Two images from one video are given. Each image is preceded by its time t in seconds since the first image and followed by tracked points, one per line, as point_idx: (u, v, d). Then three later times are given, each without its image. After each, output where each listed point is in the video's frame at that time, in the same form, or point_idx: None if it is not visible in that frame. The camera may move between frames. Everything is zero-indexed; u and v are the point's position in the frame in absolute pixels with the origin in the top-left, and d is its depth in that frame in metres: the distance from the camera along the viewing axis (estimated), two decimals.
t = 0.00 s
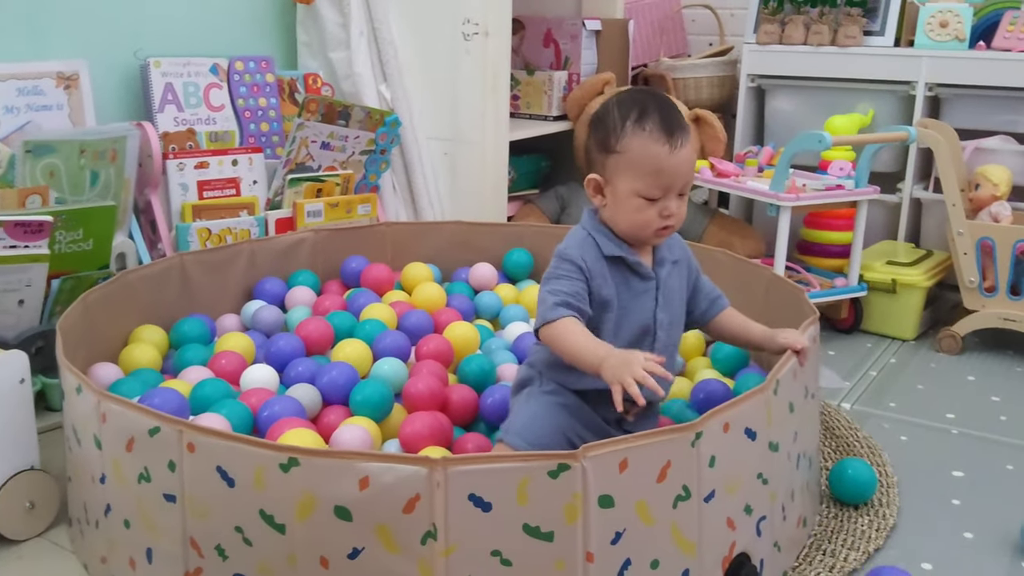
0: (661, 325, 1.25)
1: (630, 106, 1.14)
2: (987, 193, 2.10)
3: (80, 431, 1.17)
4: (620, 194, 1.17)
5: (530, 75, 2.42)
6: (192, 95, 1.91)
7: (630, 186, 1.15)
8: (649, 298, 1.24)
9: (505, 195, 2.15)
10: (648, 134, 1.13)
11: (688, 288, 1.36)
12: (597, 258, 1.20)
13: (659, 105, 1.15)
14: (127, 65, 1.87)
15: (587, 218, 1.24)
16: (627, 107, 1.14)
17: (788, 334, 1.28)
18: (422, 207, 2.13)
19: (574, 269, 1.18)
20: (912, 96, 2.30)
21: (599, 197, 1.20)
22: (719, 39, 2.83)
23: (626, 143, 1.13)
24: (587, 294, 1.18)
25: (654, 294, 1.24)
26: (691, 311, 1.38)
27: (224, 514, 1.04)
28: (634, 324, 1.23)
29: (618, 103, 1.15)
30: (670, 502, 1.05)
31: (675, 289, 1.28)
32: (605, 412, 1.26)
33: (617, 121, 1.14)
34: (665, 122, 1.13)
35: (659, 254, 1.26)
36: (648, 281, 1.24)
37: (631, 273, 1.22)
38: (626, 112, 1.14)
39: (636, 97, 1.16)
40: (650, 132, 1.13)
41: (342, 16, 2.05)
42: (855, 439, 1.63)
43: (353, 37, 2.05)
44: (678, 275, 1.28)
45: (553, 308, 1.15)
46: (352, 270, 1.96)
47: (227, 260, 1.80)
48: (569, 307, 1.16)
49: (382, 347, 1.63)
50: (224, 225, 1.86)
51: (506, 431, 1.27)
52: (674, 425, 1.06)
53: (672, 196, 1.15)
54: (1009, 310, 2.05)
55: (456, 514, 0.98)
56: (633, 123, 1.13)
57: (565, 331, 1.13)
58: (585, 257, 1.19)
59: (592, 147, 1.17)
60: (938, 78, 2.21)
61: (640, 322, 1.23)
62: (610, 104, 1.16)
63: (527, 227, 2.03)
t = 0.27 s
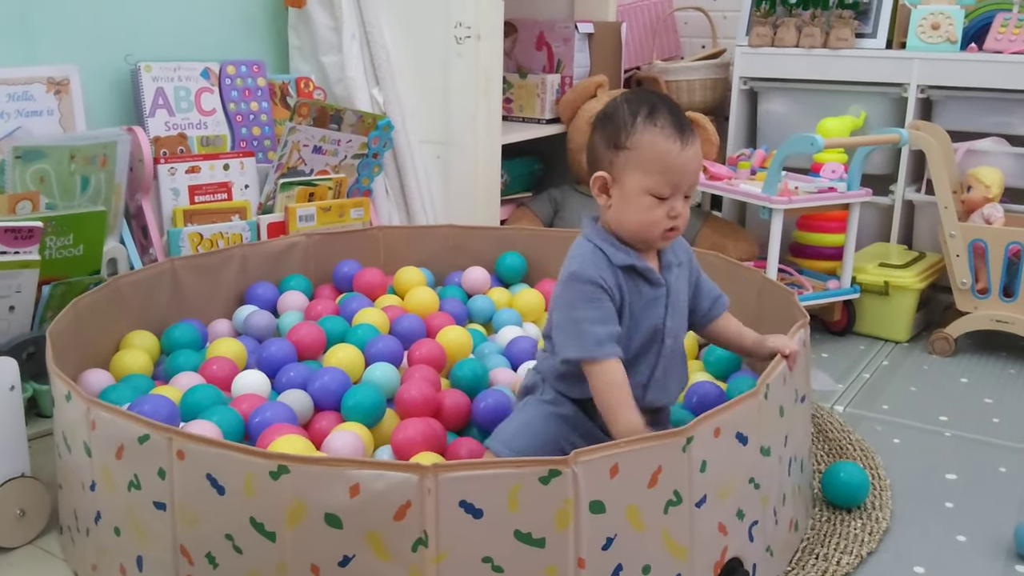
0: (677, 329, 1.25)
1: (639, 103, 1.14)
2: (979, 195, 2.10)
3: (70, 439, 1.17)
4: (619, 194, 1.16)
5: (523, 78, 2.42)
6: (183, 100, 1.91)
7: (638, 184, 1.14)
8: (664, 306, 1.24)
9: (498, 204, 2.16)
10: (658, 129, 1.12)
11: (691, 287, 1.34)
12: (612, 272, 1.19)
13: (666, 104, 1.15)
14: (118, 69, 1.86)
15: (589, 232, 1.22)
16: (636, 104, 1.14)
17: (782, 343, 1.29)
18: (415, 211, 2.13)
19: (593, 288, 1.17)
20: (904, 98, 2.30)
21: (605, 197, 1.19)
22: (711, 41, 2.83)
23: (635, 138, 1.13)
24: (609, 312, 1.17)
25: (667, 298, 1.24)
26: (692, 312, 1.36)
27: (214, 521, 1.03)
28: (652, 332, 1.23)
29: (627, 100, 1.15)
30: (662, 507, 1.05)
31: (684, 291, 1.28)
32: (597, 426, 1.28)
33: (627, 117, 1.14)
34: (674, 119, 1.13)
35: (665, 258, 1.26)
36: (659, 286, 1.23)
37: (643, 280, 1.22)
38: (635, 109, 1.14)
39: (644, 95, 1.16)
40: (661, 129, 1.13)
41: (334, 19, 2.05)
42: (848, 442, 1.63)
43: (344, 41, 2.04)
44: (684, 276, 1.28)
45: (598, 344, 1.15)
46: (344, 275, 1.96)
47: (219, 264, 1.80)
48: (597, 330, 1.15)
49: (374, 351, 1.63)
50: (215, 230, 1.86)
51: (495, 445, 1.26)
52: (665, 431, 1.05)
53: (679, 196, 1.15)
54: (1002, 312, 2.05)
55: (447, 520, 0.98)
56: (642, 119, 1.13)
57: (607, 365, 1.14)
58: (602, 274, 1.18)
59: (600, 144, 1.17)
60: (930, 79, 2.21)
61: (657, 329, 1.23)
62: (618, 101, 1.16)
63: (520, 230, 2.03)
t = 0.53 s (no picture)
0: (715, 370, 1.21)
1: (685, 144, 1.06)
2: (973, 196, 2.11)
3: (66, 443, 1.17)
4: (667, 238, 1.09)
5: (518, 81, 2.42)
6: (179, 104, 1.91)
7: (692, 230, 1.07)
8: (703, 352, 1.18)
9: (494, 205, 2.15)
10: (710, 172, 1.06)
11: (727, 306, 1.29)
12: (656, 330, 1.12)
13: (710, 140, 1.08)
14: (113, 74, 1.86)
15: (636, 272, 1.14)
16: (681, 144, 1.06)
17: (813, 354, 1.31)
18: (411, 214, 2.14)
19: (636, 347, 1.10)
20: (899, 100, 2.31)
21: (652, 244, 1.10)
22: (705, 44, 2.84)
23: (688, 183, 1.05)
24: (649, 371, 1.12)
25: (706, 343, 1.19)
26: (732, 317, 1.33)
27: (213, 524, 1.03)
28: (689, 376, 1.19)
29: (670, 140, 1.07)
30: (665, 508, 1.05)
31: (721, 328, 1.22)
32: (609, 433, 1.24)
33: (673, 159, 1.06)
34: (723, 158, 1.07)
35: (706, 296, 1.19)
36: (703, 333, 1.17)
37: (688, 330, 1.15)
38: (681, 151, 1.06)
39: (686, 131, 1.08)
40: (712, 171, 1.06)
41: (329, 23, 2.06)
42: (844, 444, 1.64)
43: (340, 44, 2.05)
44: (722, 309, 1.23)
45: (625, 405, 1.09)
46: (341, 278, 1.96)
47: (216, 267, 1.80)
48: (638, 395, 1.10)
49: (371, 355, 1.63)
50: (212, 234, 1.87)
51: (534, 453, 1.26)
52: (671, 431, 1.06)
53: (729, 236, 1.09)
54: (997, 313, 2.06)
55: (447, 517, 0.98)
56: (692, 161, 1.06)
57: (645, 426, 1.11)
58: (643, 330, 1.11)
59: (644, 189, 1.08)
60: (924, 82, 2.22)
61: (695, 373, 1.19)
62: (661, 143, 1.07)
63: (515, 234, 2.03)
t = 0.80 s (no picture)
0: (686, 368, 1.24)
1: (726, 186, 1.04)
2: (970, 195, 2.11)
3: (65, 446, 1.16)
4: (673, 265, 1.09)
5: (515, 81, 2.42)
6: (175, 105, 1.90)
7: (697, 264, 1.07)
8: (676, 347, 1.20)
9: (491, 207, 2.16)
10: (739, 223, 1.05)
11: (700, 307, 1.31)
12: (635, 320, 1.13)
13: (748, 186, 1.06)
14: (109, 75, 1.86)
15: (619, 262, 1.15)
16: (722, 185, 1.04)
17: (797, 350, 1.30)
18: (408, 215, 2.14)
19: (612, 335, 1.12)
20: (895, 99, 2.32)
21: (657, 263, 1.10)
22: (702, 43, 2.84)
23: (714, 227, 1.04)
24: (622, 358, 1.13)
25: (679, 339, 1.21)
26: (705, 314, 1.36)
27: (212, 528, 1.03)
28: (661, 371, 1.21)
29: (712, 174, 1.04)
30: (660, 510, 1.05)
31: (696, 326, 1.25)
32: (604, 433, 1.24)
33: (709, 200, 1.04)
34: (754, 210, 1.06)
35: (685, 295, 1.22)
36: (676, 327, 1.20)
37: (664, 323, 1.17)
38: (720, 193, 1.04)
39: (728, 168, 1.05)
40: (738, 219, 1.05)
41: (326, 24, 2.05)
42: (842, 443, 1.64)
43: (337, 45, 2.05)
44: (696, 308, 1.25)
45: (594, 392, 1.11)
46: (338, 279, 1.96)
47: (212, 269, 1.79)
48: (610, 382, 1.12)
49: (369, 355, 1.63)
50: (208, 235, 1.87)
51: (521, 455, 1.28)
52: (665, 434, 1.06)
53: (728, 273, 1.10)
54: (994, 311, 2.06)
55: (445, 523, 0.98)
56: (725, 206, 1.04)
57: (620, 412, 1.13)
58: (622, 321, 1.12)
59: (668, 213, 1.06)
60: (921, 81, 2.22)
61: (667, 368, 1.21)
62: (703, 175, 1.04)
63: (513, 234, 2.03)
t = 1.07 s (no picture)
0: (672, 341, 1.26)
1: (658, 147, 1.06)
2: (966, 193, 2.11)
3: (62, 447, 1.16)
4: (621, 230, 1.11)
5: (511, 81, 2.42)
6: (171, 105, 1.90)
7: (640, 228, 1.09)
8: (657, 320, 1.23)
9: (488, 207, 2.17)
10: (673, 181, 1.06)
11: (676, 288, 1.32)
12: (611, 300, 1.16)
13: (685, 149, 1.07)
14: (105, 76, 1.86)
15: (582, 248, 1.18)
16: (655, 147, 1.06)
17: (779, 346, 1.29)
18: (405, 216, 2.13)
19: (594, 317, 1.14)
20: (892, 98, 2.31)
21: (605, 230, 1.13)
22: (699, 43, 2.84)
23: (648, 186, 1.06)
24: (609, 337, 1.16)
25: (658, 312, 1.23)
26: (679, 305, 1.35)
27: (210, 529, 1.03)
28: (649, 348, 1.23)
29: (644, 138, 1.07)
30: (657, 509, 1.05)
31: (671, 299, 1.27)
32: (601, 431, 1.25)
33: (642, 160, 1.06)
34: (690, 169, 1.06)
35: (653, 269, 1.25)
36: (652, 303, 1.22)
37: (640, 300, 1.20)
38: (652, 154, 1.06)
39: (664, 133, 1.07)
40: (674, 180, 1.06)
41: (322, 24, 2.04)
42: (838, 441, 1.64)
43: (333, 45, 2.04)
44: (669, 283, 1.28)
45: (593, 371, 1.13)
46: (335, 279, 1.95)
47: (209, 269, 1.79)
48: (606, 361, 1.13)
49: (366, 356, 1.63)
50: (205, 235, 1.87)
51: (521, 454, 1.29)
52: (661, 433, 1.06)
53: (678, 238, 1.11)
54: (990, 310, 2.07)
55: (442, 523, 0.98)
56: (658, 166, 1.06)
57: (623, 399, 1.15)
58: (599, 299, 1.15)
59: (608, 179, 1.09)
60: (917, 80, 2.22)
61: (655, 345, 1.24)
62: (636, 141, 1.07)
63: (509, 233, 2.03)
